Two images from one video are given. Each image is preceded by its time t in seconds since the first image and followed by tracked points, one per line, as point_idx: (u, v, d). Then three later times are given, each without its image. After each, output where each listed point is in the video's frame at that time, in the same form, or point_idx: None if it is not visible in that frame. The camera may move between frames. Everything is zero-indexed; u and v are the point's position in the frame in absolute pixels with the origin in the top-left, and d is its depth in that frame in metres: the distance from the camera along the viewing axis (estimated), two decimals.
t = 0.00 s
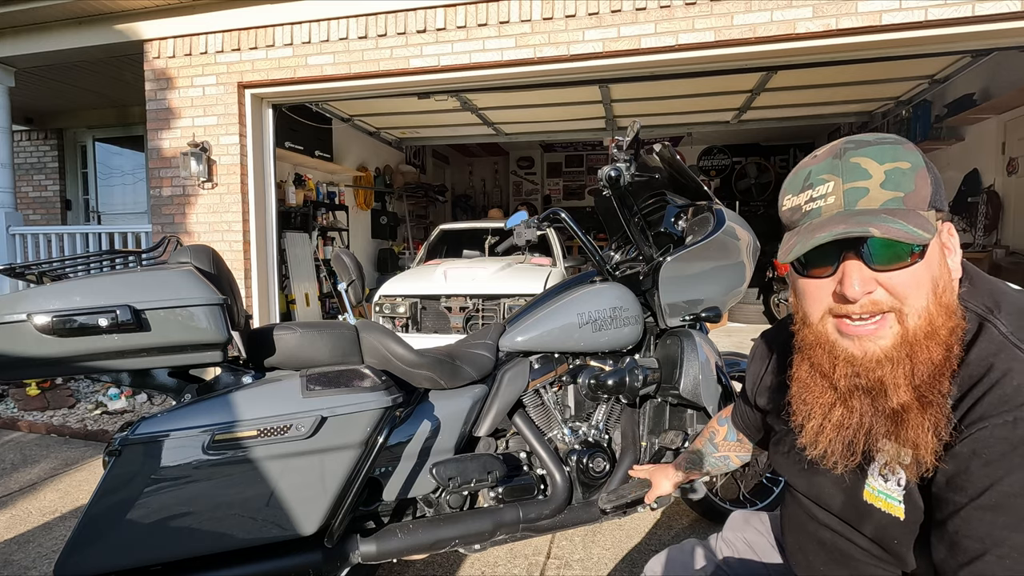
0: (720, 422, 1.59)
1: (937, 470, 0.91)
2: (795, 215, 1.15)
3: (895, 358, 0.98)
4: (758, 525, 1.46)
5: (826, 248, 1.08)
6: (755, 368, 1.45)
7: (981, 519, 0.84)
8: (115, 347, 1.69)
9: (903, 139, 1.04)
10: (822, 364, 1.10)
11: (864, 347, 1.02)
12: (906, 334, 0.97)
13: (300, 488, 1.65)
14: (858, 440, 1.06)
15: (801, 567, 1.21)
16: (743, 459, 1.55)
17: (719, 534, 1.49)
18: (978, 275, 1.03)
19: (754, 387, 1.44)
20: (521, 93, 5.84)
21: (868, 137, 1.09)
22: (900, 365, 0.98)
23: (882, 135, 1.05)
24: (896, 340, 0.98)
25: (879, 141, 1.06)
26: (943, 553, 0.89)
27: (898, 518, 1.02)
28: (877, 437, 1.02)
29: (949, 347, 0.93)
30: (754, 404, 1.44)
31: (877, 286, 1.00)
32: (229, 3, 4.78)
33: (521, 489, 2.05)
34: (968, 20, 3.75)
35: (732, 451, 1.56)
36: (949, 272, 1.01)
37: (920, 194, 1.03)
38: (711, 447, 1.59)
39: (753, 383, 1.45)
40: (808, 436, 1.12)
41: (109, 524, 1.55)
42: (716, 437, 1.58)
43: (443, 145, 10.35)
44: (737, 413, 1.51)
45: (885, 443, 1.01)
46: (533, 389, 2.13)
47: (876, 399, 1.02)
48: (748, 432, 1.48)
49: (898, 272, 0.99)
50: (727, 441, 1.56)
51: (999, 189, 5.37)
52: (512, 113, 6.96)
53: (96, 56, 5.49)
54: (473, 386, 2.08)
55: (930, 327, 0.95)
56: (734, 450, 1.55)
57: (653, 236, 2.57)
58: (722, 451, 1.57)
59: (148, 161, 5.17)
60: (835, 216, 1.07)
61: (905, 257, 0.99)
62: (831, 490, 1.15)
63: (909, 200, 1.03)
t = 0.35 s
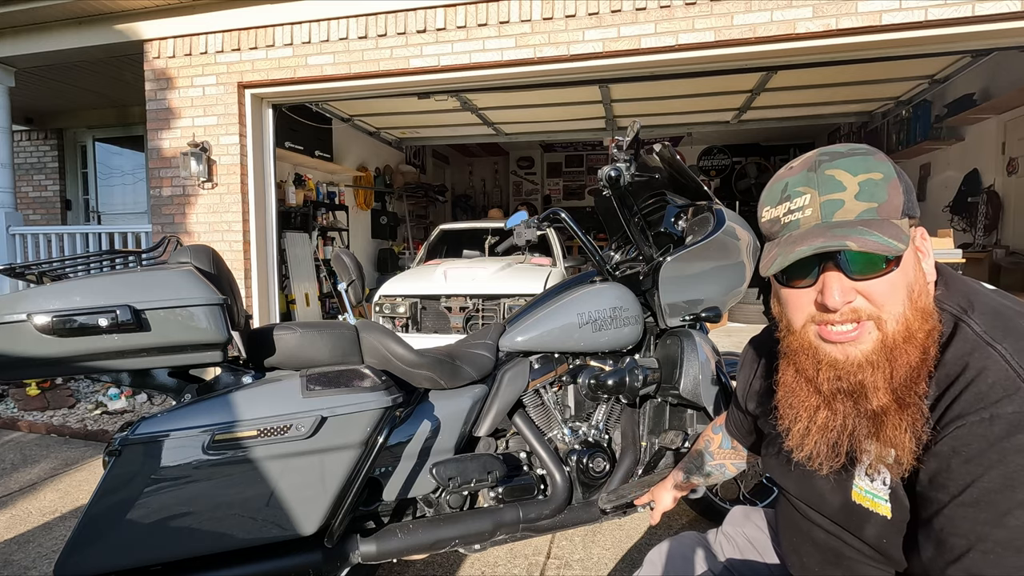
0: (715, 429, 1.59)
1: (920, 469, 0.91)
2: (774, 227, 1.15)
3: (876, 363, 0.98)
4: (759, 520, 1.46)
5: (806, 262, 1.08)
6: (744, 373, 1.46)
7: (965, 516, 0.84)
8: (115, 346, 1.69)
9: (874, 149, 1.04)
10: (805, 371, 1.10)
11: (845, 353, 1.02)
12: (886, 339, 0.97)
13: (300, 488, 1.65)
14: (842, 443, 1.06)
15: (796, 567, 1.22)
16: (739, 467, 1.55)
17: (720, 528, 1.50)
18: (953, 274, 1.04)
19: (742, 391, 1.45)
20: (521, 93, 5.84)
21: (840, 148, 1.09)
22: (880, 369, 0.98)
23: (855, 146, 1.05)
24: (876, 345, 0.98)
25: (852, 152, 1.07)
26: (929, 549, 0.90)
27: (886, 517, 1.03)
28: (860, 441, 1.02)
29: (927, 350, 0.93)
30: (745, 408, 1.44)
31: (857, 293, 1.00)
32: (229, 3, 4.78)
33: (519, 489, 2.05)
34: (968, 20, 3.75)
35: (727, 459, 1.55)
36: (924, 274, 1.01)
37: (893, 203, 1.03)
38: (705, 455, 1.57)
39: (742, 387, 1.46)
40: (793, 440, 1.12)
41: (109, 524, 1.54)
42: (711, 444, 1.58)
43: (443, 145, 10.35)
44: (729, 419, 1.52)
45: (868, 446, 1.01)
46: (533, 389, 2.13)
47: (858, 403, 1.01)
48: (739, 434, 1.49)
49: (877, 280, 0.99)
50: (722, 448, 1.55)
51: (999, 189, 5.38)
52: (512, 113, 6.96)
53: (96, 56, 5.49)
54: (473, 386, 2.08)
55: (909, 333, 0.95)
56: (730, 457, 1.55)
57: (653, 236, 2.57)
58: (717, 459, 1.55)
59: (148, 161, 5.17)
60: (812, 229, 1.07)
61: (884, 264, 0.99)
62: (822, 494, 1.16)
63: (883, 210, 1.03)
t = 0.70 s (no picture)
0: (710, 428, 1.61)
1: (909, 467, 0.90)
2: (765, 233, 1.15)
3: (872, 363, 0.98)
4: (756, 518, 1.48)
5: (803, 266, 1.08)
6: (739, 375, 1.46)
7: (951, 512, 0.83)
8: (114, 347, 1.69)
9: (857, 151, 1.06)
10: (805, 374, 1.10)
11: (843, 354, 1.02)
12: (883, 338, 0.97)
13: (300, 488, 1.65)
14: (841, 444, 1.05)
15: (794, 568, 1.23)
16: (735, 464, 1.55)
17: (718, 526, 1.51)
18: (944, 275, 1.05)
19: (738, 393, 1.45)
20: (521, 93, 5.84)
21: (824, 153, 1.11)
22: (877, 368, 0.98)
23: (839, 150, 1.07)
24: (873, 345, 0.98)
25: (836, 156, 1.08)
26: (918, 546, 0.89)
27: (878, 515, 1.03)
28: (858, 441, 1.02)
29: (921, 348, 0.93)
30: (740, 410, 1.44)
31: (855, 293, 1.01)
32: (230, 3, 4.78)
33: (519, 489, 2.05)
34: (968, 20, 3.75)
35: (723, 456, 1.56)
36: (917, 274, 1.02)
37: (881, 204, 1.05)
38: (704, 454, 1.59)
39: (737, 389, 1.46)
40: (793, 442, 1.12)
41: (109, 524, 1.54)
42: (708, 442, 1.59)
43: (443, 145, 10.35)
44: (724, 420, 1.52)
45: (864, 446, 1.00)
46: (533, 390, 2.13)
47: (857, 404, 1.01)
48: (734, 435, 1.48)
49: (871, 279, 1.00)
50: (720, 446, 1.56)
51: (999, 189, 5.38)
52: (512, 113, 6.96)
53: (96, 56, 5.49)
54: (473, 386, 2.08)
55: (905, 331, 0.95)
56: (726, 455, 1.55)
57: (653, 236, 2.57)
58: (715, 457, 1.57)
59: (148, 161, 5.17)
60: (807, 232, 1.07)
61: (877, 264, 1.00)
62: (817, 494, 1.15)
63: (873, 211, 1.05)
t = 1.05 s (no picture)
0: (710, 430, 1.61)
1: (906, 466, 0.91)
2: (759, 232, 1.15)
3: (863, 362, 0.98)
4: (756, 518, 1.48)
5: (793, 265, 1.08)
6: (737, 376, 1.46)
7: (948, 510, 0.83)
8: (114, 346, 1.69)
9: (850, 153, 1.06)
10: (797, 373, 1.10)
11: (834, 353, 1.02)
12: (873, 339, 0.97)
13: (300, 488, 1.65)
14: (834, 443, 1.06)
15: (792, 568, 1.23)
16: (735, 468, 1.57)
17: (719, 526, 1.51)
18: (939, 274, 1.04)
19: (737, 394, 1.45)
20: (521, 93, 5.84)
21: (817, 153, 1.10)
22: (869, 368, 0.98)
23: (832, 151, 1.07)
24: (864, 345, 0.99)
25: (828, 157, 1.08)
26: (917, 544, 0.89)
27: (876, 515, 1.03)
28: (850, 440, 1.02)
29: (912, 348, 0.93)
30: (738, 411, 1.44)
31: (844, 293, 1.01)
32: (230, 3, 4.78)
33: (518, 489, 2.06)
34: (968, 20, 3.75)
35: (724, 460, 1.57)
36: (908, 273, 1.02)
37: (872, 204, 1.04)
38: (704, 457, 1.59)
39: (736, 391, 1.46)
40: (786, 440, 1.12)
41: (109, 524, 1.54)
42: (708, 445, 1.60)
43: (443, 145, 10.35)
44: (723, 422, 1.52)
45: (858, 446, 1.01)
46: (533, 390, 2.13)
47: (849, 403, 1.01)
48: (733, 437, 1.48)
49: (860, 280, 0.99)
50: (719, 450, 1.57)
51: (999, 189, 5.38)
52: (512, 112, 6.96)
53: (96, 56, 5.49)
54: (473, 386, 2.08)
55: (895, 331, 0.95)
56: (725, 458, 1.57)
57: (653, 236, 2.57)
58: (715, 460, 1.57)
59: (148, 161, 5.17)
60: (797, 231, 1.07)
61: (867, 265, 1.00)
62: (815, 494, 1.15)
63: (864, 211, 1.04)
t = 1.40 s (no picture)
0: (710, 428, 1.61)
1: (910, 464, 0.91)
2: (762, 225, 1.15)
3: (863, 356, 0.98)
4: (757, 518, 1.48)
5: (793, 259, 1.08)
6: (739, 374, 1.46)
7: (951, 509, 0.83)
8: (114, 346, 1.69)
9: (857, 148, 1.05)
10: (794, 364, 1.10)
11: (833, 345, 1.02)
12: (874, 333, 0.97)
13: (300, 488, 1.65)
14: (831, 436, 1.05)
15: (793, 566, 1.22)
16: (736, 465, 1.55)
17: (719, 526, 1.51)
18: (945, 273, 1.04)
19: (739, 392, 1.44)
20: (521, 93, 5.84)
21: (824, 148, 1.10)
22: (869, 361, 0.98)
23: (838, 146, 1.06)
24: (864, 338, 0.99)
25: (835, 151, 1.07)
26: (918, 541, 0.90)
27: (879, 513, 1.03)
28: (849, 434, 1.02)
29: (913, 344, 0.94)
30: (741, 409, 1.44)
31: (844, 287, 1.01)
32: (230, 3, 4.78)
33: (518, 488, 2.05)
34: (968, 20, 3.75)
35: (724, 457, 1.56)
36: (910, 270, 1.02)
37: (876, 200, 1.03)
38: (705, 455, 1.58)
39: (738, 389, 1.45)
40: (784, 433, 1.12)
41: (109, 524, 1.54)
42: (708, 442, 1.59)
43: (443, 145, 10.35)
44: (725, 420, 1.51)
45: (857, 439, 1.00)
46: (533, 390, 2.13)
47: (847, 395, 1.01)
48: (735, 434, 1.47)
49: (862, 275, 0.99)
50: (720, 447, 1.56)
51: (999, 189, 5.39)
52: (512, 112, 6.96)
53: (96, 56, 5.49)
54: (473, 386, 2.08)
55: (895, 327, 0.96)
56: (726, 455, 1.55)
57: (653, 236, 2.57)
58: (715, 457, 1.56)
59: (148, 161, 5.17)
60: (797, 225, 1.08)
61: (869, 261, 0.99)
62: (817, 491, 1.15)
63: (866, 207, 1.03)
